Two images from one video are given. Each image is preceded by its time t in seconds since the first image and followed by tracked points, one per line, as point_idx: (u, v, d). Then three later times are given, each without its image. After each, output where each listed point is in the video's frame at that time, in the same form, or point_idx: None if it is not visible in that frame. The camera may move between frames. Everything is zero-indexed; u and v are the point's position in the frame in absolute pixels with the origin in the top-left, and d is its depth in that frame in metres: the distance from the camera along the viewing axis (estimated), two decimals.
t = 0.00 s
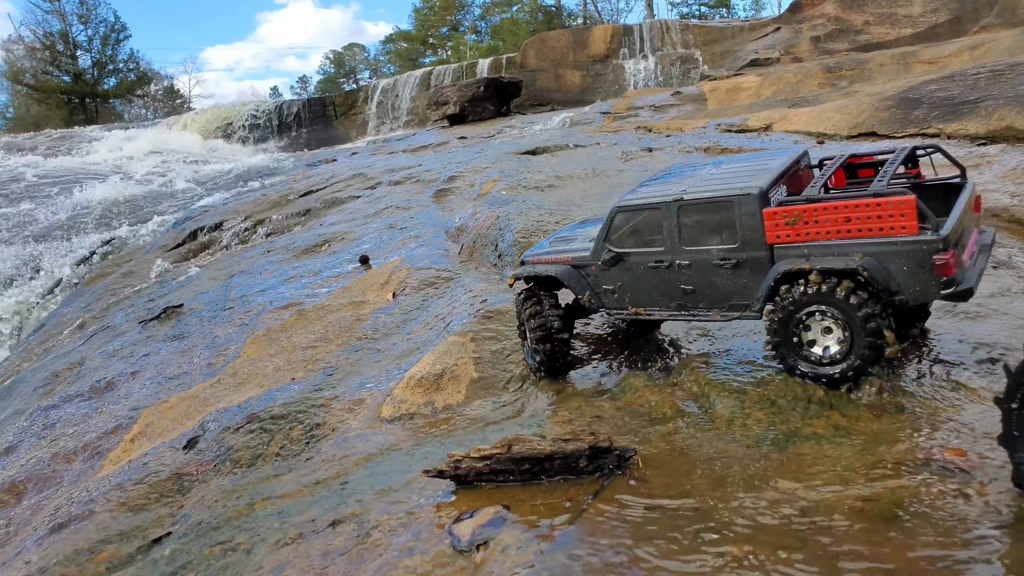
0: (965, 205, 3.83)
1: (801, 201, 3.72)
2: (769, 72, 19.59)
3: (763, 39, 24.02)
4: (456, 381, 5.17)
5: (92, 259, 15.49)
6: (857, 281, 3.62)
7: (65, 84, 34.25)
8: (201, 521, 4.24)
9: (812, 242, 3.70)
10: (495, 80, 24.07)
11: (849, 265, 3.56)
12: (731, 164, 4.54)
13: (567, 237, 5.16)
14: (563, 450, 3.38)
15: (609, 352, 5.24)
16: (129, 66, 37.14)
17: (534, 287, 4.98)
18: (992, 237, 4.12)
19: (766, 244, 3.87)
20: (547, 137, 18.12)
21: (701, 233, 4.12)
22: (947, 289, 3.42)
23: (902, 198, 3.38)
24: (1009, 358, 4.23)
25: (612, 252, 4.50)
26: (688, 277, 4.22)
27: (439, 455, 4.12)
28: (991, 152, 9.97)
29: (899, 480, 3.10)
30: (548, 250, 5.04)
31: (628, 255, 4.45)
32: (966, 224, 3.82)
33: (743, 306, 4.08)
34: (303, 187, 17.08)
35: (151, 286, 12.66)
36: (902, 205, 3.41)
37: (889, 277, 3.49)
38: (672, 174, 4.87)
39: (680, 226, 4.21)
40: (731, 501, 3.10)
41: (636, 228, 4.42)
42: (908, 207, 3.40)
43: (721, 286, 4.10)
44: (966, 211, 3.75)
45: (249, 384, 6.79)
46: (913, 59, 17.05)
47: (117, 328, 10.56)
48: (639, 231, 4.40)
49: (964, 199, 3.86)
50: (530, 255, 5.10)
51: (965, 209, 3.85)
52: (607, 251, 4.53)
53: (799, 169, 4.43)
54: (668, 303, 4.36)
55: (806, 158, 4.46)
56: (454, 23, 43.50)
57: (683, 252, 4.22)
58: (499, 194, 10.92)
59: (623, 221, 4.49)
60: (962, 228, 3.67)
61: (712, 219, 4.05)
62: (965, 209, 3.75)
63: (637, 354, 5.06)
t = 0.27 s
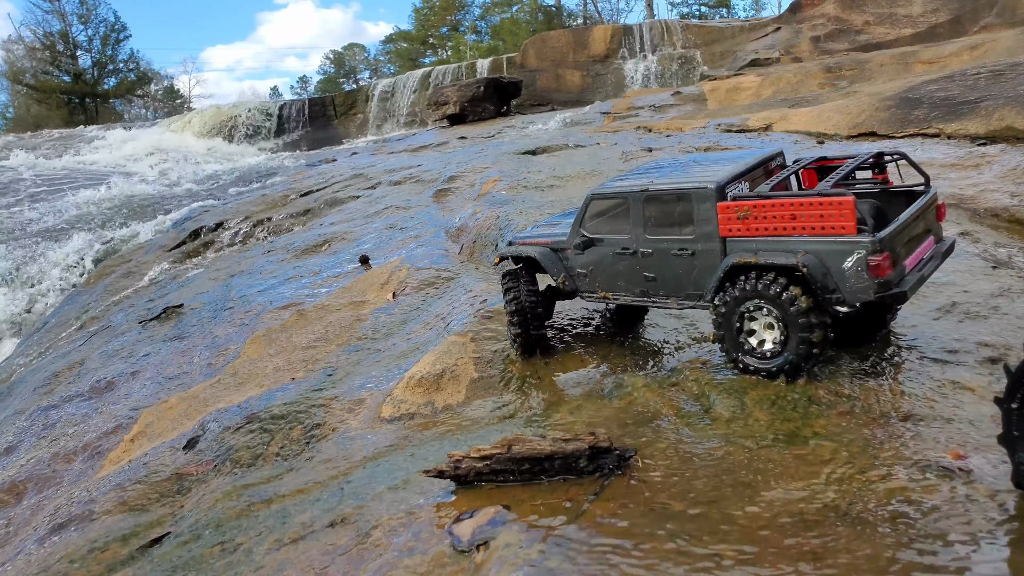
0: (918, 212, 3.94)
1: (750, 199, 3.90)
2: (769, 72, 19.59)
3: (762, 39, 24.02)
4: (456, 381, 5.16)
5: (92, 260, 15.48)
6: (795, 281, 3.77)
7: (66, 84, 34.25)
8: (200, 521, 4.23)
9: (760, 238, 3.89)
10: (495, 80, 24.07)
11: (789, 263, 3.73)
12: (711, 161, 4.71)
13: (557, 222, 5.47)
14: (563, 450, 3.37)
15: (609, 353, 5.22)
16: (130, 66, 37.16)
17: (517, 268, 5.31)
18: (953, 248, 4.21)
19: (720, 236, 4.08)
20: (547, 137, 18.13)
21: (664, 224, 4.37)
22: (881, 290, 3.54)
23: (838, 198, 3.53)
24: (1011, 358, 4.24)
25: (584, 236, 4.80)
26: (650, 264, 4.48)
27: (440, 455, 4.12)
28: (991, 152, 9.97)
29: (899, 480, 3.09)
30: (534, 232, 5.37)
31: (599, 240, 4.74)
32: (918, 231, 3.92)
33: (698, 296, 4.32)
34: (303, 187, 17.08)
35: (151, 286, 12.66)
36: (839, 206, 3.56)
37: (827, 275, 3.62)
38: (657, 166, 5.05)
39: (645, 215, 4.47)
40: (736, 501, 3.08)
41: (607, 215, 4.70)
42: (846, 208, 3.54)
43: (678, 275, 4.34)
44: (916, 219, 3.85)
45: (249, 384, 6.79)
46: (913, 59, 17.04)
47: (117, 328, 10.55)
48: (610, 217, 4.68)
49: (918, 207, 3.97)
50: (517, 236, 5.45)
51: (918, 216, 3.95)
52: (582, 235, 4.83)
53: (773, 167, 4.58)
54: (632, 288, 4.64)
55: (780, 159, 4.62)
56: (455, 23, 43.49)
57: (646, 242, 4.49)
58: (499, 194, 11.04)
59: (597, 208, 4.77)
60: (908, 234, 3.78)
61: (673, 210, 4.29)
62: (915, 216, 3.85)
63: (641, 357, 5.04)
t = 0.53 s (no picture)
0: (870, 222, 4.11)
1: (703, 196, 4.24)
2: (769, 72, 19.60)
3: (763, 39, 24.03)
4: (456, 381, 5.20)
5: (92, 260, 15.51)
6: (737, 281, 4.08)
7: (66, 84, 34.27)
8: (200, 521, 4.27)
9: (711, 234, 4.22)
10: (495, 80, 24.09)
11: (733, 260, 4.04)
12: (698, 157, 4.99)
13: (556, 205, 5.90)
14: (563, 450, 3.42)
15: (610, 353, 5.26)
16: (130, 66, 37.18)
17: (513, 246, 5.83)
18: (911, 259, 4.34)
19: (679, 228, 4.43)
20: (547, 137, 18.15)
21: (634, 213, 4.74)
22: (812, 291, 3.80)
23: (779, 200, 3.80)
24: (1010, 356, 4.36)
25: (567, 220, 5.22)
26: (620, 251, 4.86)
27: (440, 455, 4.16)
28: (991, 152, 9.99)
29: (893, 480, 3.14)
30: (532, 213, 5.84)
31: (580, 225, 5.15)
32: (869, 240, 4.09)
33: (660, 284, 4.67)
34: (303, 187, 17.11)
35: (150, 286, 12.68)
36: (780, 208, 3.82)
37: (765, 274, 3.92)
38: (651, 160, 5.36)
39: (618, 204, 4.86)
40: (733, 501, 3.13)
41: (588, 201, 5.10)
42: (786, 211, 3.81)
43: (642, 261, 4.70)
44: (865, 228, 4.03)
45: (249, 385, 6.80)
46: (913, 59, 17.02)
47: (117, 328, 10.58)
48: (591, 204, 5.10)
49: (871, 217, 4.14)
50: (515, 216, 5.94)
51: (871, 226, 4.12)
52: (565, 218, 5.25)
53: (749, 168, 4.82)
54: (604, 272, 5.03)
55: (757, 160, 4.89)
56: (455, 23, 43.49)
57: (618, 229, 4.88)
58: (498, 194, 11.43)
59: (582, 194, 5.18)
60: (853, 242, 3.98)
61: (642, 200, 4.66)
62: (863, 226, 4.03)
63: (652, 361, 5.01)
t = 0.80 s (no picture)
0: (805, 248, 4.25)
1: (645, 207, 4.61)
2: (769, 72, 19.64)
3: (763, 39, 24.06)
4: (456, 381, 5.34)
5: (92, 259, 15.54)
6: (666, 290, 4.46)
7: (65, 84, 34.28)
8: (202, 521, 4.36)
9: (649, 242, 4.61)
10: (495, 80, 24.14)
11: (663, 270, 4.44)
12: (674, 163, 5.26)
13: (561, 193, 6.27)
14: (563, 451, 3.54)
15: (609, 353, 5.41)
16: (129, 66, 37.19)
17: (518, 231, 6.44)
18: (852, 283, 4.43)
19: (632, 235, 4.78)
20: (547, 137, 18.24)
21: (602, 214, 5.12)
22: (721, 311, 4.10)
23: (700, 221, 4.09)
24: (1007, 359, 4.56)
25: (553, 211, 5.65)
26: (590, 247, 5.25)
27: (440, 456, 4.26)
28: (990, 152, 10.02)
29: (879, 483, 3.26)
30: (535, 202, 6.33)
31: (562, 218, 5.58)
32: (798, 265, 4.24)
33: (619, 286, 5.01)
34: (303, 187, 17.16)
35: (150, 286, 12.73)
36: (701, 228, 4.13)
37: (689, 288, 4.27)
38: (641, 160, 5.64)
39: (592, 204, 5.25)
40: (726, 502, 3.25)
41: (571, 196, 5.51)
42: (705, 233, 4.10)
43: (605, 259, 5.08)
44: (792, 255, 4.18)
45: (249, 384, 6.85)
46: (913, 59, 17.04)
47: (117, 328, 10.62)
48: (573, 199, 5.50)
49: (805, 243, 4.26)
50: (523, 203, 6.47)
51: (805, 251, 4.25)
52: (553, 209, 5.68)
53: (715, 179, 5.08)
54: (577, 265, 5.44)
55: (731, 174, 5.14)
56: (455, 23, 43.51)
57: (590, 227, 5.26)
58: (498, 194, 11.69)
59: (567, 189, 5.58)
60: (776, 267, 4.18)
61: (609, 203, 5.04)
62: (791, 253, 4.18)
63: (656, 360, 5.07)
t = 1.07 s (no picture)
0: (696, 268, 4.38)
1: (570, 228, 5.08)
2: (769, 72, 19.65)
3: (762, 39, 24.07)
4: (456, 381, 5.40)
5: (92, 259, 15.54)
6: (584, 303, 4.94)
7: (65, 84, 34.27)
8: (201, 520, 4.38)
9: (576, 258, 5.09)
10: (495, 80, 24.15)
11: (578, 286, 4.92)
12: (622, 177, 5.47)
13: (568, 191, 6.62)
14: (563, 450, 3.55)
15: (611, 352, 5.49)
16: (129, 66, 37.19)
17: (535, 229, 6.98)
18: (755, 300, 4.48)
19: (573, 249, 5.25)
20: (547, 137, 18.25)
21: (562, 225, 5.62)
22: (613, 328, 4.46)
23: (584, 248, 4.46)
24: (1007, 358, 4.59)
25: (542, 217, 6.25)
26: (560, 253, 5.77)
27: (440, 455, 4.29)
28: (990, 151, 10.02)
29: (877, 480, 3.27)
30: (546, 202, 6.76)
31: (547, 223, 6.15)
32: (690, 285, 4.39)
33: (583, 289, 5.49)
34: (304, 187, 17.16)
35: (151, 286, 12.73)
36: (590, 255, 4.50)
37: (593, 306, 4.67)
38: (615, 166, 5.87)
39: (557, 215, 5.76)
40: (726, 500, 3.27)
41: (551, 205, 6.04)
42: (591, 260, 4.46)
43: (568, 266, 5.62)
44: (678, 277, 4.34)
45: (249, 384, 6.86)
46: (913, 59, 17.04)
47: (117, 328, 10.61)
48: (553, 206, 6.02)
49: (696, 264, 4.38)
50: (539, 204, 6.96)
51: (698, 271, 4.38)
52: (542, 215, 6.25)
53: (655, 191, 5.24)
54: (558, 266, 5.97)
55: (677, 182, 5.26)
56: (455, 23, 43.51)
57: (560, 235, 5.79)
58: (498, 193, 11.70)
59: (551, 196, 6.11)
60: (665, 288, 4.37)
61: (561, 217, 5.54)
62: (677, 275, 4.34)
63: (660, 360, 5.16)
